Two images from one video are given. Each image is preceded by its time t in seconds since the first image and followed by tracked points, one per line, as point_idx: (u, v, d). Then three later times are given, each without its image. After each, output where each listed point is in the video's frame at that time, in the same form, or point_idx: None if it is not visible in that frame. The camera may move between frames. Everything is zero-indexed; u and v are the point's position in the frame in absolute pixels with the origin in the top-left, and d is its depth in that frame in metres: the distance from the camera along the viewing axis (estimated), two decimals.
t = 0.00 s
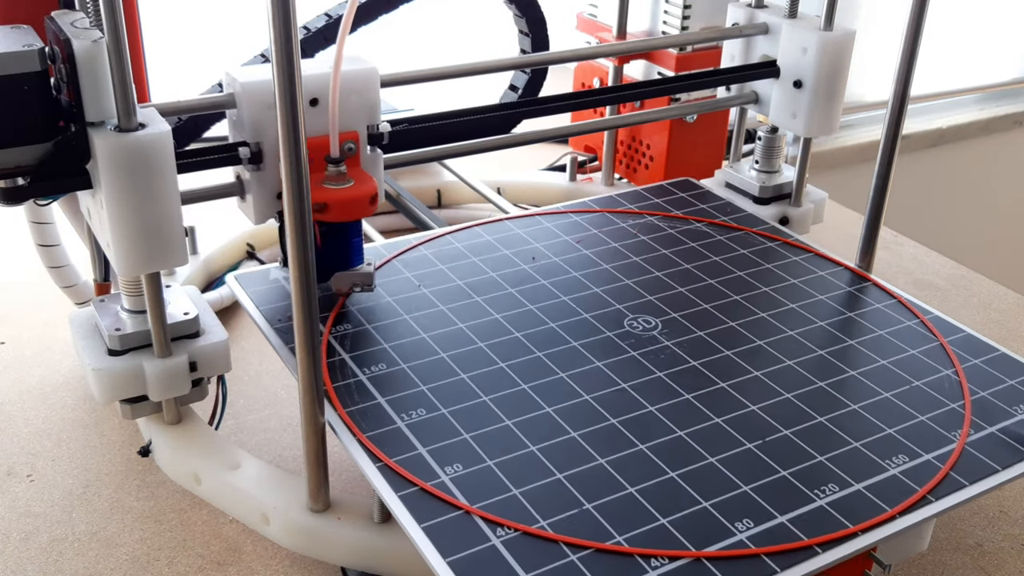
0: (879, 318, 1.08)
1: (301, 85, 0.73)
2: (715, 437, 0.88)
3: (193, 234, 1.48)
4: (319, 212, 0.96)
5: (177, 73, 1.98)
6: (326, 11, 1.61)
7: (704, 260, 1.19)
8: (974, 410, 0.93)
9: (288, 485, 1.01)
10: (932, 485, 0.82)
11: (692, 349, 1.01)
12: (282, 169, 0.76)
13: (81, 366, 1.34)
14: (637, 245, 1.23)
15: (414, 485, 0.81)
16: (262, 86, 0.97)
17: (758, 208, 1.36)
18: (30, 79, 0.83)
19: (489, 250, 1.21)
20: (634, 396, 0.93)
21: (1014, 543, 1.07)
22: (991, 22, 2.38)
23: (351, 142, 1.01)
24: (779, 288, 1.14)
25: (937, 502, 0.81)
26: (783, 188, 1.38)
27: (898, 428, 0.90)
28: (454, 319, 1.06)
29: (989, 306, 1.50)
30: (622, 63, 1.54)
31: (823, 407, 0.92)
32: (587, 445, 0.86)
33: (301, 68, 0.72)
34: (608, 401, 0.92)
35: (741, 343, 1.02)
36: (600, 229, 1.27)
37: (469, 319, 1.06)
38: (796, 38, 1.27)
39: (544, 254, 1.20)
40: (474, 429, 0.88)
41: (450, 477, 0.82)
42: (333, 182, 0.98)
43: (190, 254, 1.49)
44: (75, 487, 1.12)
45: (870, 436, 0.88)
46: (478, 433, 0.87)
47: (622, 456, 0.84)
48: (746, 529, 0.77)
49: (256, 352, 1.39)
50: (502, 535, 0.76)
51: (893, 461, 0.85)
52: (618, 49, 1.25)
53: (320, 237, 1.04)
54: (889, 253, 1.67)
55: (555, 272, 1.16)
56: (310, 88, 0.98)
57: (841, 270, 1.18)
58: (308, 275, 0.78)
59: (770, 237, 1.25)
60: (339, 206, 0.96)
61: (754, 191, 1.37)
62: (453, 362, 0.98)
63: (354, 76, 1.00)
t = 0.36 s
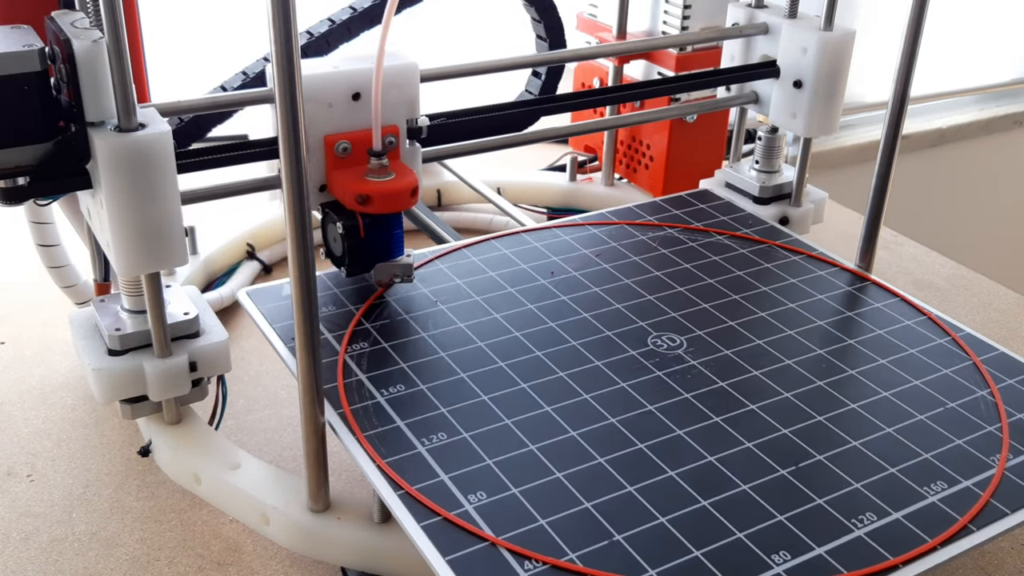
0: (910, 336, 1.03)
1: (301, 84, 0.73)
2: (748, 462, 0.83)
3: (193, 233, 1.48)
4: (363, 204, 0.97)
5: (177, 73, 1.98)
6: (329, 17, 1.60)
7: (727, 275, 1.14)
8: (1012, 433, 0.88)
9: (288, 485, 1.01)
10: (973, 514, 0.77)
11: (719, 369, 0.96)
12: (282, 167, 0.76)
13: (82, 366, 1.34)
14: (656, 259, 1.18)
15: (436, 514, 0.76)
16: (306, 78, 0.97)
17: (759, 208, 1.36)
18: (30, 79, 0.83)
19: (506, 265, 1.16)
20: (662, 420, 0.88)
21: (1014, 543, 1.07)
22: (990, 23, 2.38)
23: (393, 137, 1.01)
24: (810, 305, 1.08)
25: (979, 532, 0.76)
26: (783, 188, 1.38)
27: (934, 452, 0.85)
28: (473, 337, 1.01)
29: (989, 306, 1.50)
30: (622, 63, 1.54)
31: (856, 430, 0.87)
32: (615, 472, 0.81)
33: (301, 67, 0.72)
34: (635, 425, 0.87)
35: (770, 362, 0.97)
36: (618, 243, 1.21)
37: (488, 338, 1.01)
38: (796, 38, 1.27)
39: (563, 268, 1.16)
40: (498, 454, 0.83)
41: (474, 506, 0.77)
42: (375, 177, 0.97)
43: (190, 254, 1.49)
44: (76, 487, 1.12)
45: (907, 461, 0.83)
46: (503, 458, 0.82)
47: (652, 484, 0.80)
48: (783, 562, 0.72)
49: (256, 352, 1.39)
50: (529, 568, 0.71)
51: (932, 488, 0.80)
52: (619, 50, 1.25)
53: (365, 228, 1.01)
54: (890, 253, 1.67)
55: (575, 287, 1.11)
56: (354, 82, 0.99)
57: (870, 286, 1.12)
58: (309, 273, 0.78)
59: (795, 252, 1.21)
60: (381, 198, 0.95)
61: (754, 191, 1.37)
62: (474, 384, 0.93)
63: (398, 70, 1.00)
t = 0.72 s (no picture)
0: (934, 350, 0.99)
1: (301, 86, 0.73)
2: (774, 482, 0.79)
3: (193, 234, 1.48)
4: (409, 194, 1.02)
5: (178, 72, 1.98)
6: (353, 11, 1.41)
7: (746, 287, 1.10)
8: None
9: (288, 485, 1.01)
10: (1007, 537, 0.74)
11: (741, 386, 0.92)
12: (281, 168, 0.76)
13: (82, 366, 1.34)
14: (673, 270, 1.14)
15: (455, 538, 0.72)
16: (355, 74, 1.02)
17: (758, 209, 1.36)
18: (30, 79, 0.83)
19: (520, 276, 1.12)
20: (684, 437, 0.84)
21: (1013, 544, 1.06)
22: (990, 23, 2.38)
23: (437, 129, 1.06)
24: (836, 320, 1.04)
25: (1013, 556, 0.72)
26: (783, 188, 1.38)
27: (964, 472, 0.81)
28: (488, 353, 0.97)
29: (989, 306, 1.50)
30: (622, 63, 1.54)
31: (885, 449, 0.83)
32: (638, 493, 0.77)
33: (301, 69, 0.72)
34: (656, 443, 0.83)
35: (793, 378, 0.93)
36: (634, 254, 1.18)
37: (504, 352, 0.97)
38: (796, 38, 1.27)
39: (579, 280, 1.11)
40: (517, 475, 0.79)
41: (494, 530, 0.73)
42: (420, 168, 1.03)
43: (190, 254, 1.49)
44: (75, 487, 1.12)
45: (936, 481, 0.80)
46: (522, 479, 0.78)
47: (676, 506, 0.76)
48: None
49: (256, 352, 1.39)
50: None
51: (962, 510, 0.77)
52: (619, 50, 1.25)
53: (412, 218, 1.05)
54: (890, 253, 1.67)
55: (591, 299, 1.07)
56: (400, 76, 1.05)
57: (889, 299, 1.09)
58: (309, 272, 0.78)
59: (813, 262, 1.17)
60: (428, 188, 1.01)
61: (755, 191, 1.37)
62: (491, 401, 0.89)
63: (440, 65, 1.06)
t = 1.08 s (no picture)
0: (950, 360, 0.99)
1: (301, 87, 0.73)
2: (790, 497, 0.79)
3: (193, 234, 1.48)
4: (459, 184, 1.07)
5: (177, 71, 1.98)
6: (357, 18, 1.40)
7: (760, 296, 1.10)
8: None
9: (288, 485, 1.01)
10: None
11: (757, 397, 0.92)
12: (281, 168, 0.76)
13: (82, 366, 1.34)
14: (685, 278, 1.14)
15: (469, 555, 0.72)
16: (407, 68, 1.07)
17: (759, 209, 1.37)
18: (30, 79, 0.83)
19: (530, 284, 1.12)
20: (699, 450, 0.84)
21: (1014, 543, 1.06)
22: (990, 23, 2.38)
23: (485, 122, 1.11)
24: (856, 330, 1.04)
25: None
26: (783, 188, 1.38)
27: (983, 486, 0.81)
28: (500, 362, 0.97)
29: (990, 306, 1.50)
30: (622, 63, 1.54)
31: (903, 463, 0.83)
32: (653, 508, 0.77)
33: (301, 70, 0.72)
34: (671, 456, 0.83)
35: (808, 389, 0.93)
36: (645, 261, 1.18)
37: (515, 362, 0.97)
38: (796, 38, 1.27)
39: (588, 287, 1.11)
40: (531, 489, 0.79)
41: (508, 546, 0.73)
42: (470, 159, 1.07)
43: (190, 254, 1.49)
44: (75, 486, 1.12)
45: (955, 495, 0.80)
46: (535, 494, 0.78)
47: (693, 521, 0.76)
48: None
49: (256, 353, 1.39)
50: None
51: (983, 525, 0.76)
52: (619, 50, 1.25)
53: (462, 209, 1.08)
54: (890, 253, 1.67)
55: (603, 308, 1.07)
56: (450, 71, 1.09)
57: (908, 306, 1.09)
58: (309, 272, 0.78)
59: (827, 269, 1.17)
60: (477, 178, 1.06)
61: (755, 191, 1.37)
62: (502, 412, 0.89)
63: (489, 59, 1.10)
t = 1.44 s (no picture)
0: (958, 364, 0.99)
1: (301, 88, 0.73)
2: (797, 503, 0.79)
3: (193, 234, 1.48)
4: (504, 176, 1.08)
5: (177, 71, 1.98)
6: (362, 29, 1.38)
7: (766, 299, 1.10)
8: None
9: (288, 485, 1.01)
10: None
11: (764, 402, 0.92)
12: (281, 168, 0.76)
13: (82, 366, 1.34)
14: (689, 281, 1.14)
15: (475, 562, 0.72)
16: (454, 62, 1.09)
17: (759, 209, 1.37)
18: (30, 79, 0.83)
19: (534, 287, 1.12)
20: (706, 456, 0.84)
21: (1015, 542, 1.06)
22: (990, 23, 2.38)
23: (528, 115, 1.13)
24: (862, 334, 1.04)
25: None
26: (784, 188, 1.38)
27: (992, 492, 0.81)
28: (505, 366, 0.97)
29: (990, 306, 1.50)
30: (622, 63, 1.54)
31: (911, 469, 0.83)
32: (660, 515, 0.77)
33: (301, 71, 0.71)
34: (678, 462, 0.83)
35: (814, 394, 0.93)
36: (649, 264, 1.18)
37: (520, 367, 0.97)
38: (796, 38, 1.27)
39: (593, 291, 1.11)
40: (537, 495, 0.79)
41: (514, 553, 0.73)
42: (514, 151, 1.09)
43: (190, 254, 1.49)
44: (75, 487, 1.12)
45: (963, 501, 0.80)
46: (541, 500, 0.78)
47: (700, 528, 0.76)
48: None
49: (256, 353, 1.38)
50: None
51: (992, 531, 0.76)
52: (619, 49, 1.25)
53: (507, 199, 1.10)
54: (890, 253, 1.67)
55: (608, 311, 1.07)
56: (495, 65, 1.12)
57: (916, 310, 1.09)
58: (309, 272, 0.78)
59: (833, 273, 1.16)
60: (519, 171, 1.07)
61: (755, 191, 1.37)
62: (508, 417, 0.89)
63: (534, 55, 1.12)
